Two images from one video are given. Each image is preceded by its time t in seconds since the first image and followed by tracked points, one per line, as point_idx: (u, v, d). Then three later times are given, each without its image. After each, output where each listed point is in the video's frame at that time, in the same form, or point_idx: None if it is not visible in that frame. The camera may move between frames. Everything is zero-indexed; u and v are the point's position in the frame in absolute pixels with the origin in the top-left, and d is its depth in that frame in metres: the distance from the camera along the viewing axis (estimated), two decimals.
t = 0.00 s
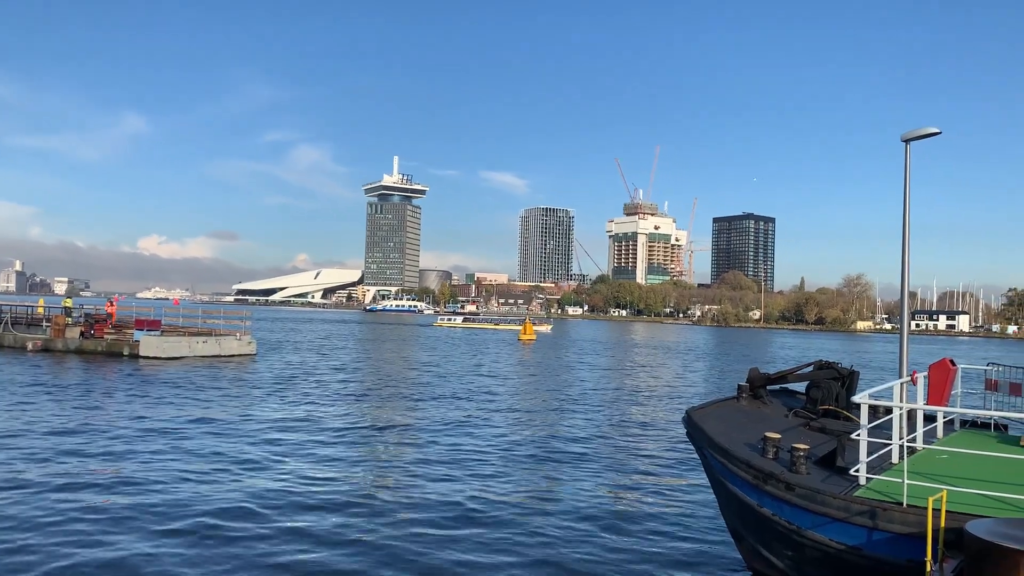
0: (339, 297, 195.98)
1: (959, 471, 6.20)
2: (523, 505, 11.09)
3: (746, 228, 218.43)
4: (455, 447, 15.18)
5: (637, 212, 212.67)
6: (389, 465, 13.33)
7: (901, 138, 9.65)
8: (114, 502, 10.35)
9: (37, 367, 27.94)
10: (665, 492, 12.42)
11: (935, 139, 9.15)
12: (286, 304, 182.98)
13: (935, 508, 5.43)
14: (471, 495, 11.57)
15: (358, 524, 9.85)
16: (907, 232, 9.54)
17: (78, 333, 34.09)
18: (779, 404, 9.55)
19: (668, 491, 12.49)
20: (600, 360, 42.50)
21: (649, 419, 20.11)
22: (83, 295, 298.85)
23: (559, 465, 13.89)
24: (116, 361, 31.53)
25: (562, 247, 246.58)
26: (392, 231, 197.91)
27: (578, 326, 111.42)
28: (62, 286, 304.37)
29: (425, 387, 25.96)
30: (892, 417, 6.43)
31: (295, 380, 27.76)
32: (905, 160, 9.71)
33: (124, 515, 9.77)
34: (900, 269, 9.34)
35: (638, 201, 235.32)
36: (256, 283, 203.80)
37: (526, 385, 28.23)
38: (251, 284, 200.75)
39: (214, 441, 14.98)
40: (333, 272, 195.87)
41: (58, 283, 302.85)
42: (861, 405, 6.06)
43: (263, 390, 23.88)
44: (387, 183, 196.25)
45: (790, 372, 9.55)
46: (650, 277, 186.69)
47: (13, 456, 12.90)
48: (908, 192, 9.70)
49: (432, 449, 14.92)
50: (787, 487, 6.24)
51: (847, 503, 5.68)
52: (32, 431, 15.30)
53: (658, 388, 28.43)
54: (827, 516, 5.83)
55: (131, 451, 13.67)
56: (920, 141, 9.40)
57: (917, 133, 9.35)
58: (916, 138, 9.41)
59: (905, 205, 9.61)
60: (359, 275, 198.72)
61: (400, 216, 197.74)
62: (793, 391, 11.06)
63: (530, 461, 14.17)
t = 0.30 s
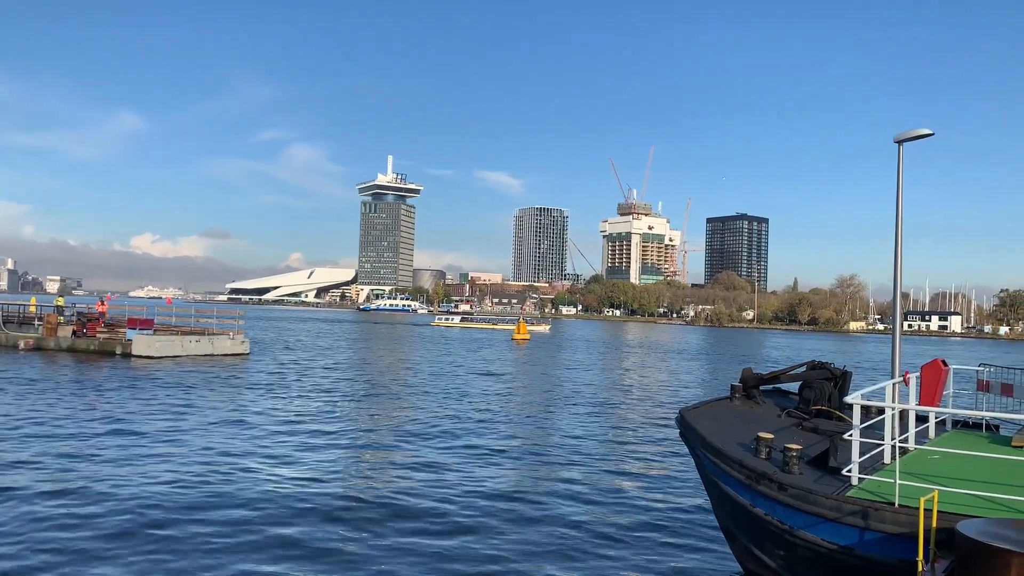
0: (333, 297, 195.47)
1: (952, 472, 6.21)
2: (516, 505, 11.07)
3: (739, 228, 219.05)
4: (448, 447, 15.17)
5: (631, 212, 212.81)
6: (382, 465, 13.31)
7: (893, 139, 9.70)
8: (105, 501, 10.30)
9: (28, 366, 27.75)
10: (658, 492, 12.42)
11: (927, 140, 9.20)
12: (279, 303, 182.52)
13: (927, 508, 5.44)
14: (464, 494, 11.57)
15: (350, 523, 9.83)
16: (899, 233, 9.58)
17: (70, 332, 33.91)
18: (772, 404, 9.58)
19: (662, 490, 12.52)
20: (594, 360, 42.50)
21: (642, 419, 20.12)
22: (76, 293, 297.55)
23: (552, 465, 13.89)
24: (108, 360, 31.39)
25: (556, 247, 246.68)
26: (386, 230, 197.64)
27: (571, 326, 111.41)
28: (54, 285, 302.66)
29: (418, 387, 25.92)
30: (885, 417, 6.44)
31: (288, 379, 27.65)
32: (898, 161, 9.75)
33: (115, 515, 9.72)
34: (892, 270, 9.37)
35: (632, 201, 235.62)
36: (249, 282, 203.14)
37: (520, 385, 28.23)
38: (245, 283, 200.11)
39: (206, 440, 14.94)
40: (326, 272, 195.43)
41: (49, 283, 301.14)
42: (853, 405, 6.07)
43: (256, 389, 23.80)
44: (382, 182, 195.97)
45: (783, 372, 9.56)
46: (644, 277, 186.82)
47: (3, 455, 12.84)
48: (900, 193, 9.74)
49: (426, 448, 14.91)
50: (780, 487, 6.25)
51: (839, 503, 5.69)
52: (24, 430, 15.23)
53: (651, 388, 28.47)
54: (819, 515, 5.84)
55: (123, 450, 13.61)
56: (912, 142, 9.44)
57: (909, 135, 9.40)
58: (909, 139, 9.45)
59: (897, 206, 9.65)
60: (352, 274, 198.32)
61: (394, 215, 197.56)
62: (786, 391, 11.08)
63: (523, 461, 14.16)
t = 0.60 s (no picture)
0: (327, 297, 195.02)
1: (945, 472, 6.24)
2: (510, 505, 11.07)
3: (734, 229, 219.52)
4: (443, 447, 15.16)
5: (626, 212, 212.93)
6: (376, 465, 13.29)
7: (887, 141, 9.73)
8: (97, 501, 10.25)
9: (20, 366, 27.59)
10: (652, 492, 12.41)
11: (921, 141, 9.23)
12: (273, 303, 182.01)
13: (920, 508, 5.45)
14: (459, 494, 11.57)
15: (344, 523, 9.80)
16: (893, 234, 9.60)
17: (63, 332, 33.74)
18: (766, 404, 9.59)
19: (656, 490, 12.53)
20: (589, 361, 42.54)
21: (636, 419, 20.13)
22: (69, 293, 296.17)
23: (547, 465, 13.89)
24: (101, 360, 31.23)
25: (551, 248, 246.77)
26: (381, 230, 197.42)
27: (565, 326, 111.38)
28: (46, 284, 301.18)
29: (412, 387, 25.88)
30: (879, 418, 6.45)
31: (282, 379, 27.55)
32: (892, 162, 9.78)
33: (108, 515, 9.68)
34: (886, 270, 9.39)
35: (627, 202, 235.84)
36: (243, 282, 202.47)
37: (515, 385, 28.22)
38: (239, 283, 199.43)
39: (199, 440, 14.89)
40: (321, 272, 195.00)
41: (43, 282, 299.87)
42: (847, 405, 6.07)
43: (250, 389, 23.72)
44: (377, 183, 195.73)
45: (776, 373, 9.58)
46: (639, 277, 186.88)
47: None
48: (894, 194, 9.77)
49: (421, 448, 14.89)
50: (773, 488, 6.26)
51: (833, 504, 5.69)
52: (16, 430, 15.15)
53: (646, 389, 28.49)
54: (813, 516, 5.84)
55: (116, 450, 13.56)
56: (906, 143, 9.47)
57: (903, 136, 9.42)
58: (902, 141, 9.47)
59: (891, 207, 9.67)
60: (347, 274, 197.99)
61: (389, 215, 197.38)
62: (780, 391, 11.10)
63: (518, 461, 14.16)
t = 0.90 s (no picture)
0: (323, 297, 194.72)
1: (940, 472, 6.24)
2: (507, 505, 11.07)
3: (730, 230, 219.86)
4: (440, 447, 15.15)
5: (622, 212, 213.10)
6: (372, 465, 13.29)
7: (883, 141, 9.76)
8: (93, 501, 10.23)
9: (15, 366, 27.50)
10: (648, 492, 12.40)
11: (917, 142, 9.26)
12: (270, 303, 181.74)
13: (916, 509, 5.45)
14: (455, 494, 11.57)
15: (340, 523, 9.79)
16: (889, 234, 9.63)
17: (59, 331, 33.64)
18: (762, 405, 9.60)
19: (652, 491, 12.55)
20: (585, 361, 42.57)
21: (632, 420, 20.15)
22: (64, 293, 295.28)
23: (544, 465, 13.90)
24: (96, 360, 31.13)
25: (548, 248, 246.89)
26: (378, 230, 197.31)
27: (562, 326, 111.38)
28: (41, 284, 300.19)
29: (409, 387, 25.87)
30: (874, 418, 6.45)
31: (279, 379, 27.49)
32: (888, 163, 9.80)
33: (103, 515, 9.66)
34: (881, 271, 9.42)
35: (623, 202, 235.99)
36: (240, 282, 202.11)
37: (511, 385, 28.23)
38: (235, 283, 199.08)
39: (195, 440, 14.86)
40: (317, 272, 194.72)
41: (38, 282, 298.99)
42: (842, 406, 6.07)
43: (246, 389, 23.68)
44: (374, 183, 195.54)
45: (772, 373, 9.59)
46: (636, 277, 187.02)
47: None
48: (890, 194, 9.80)
49: (417, 448, 14.88)
50: (769, 489, 6.26)
51: (828, 504, 5.70)
52: (12, 430, 15.10)
53: (642, 389, 28.53)
54: (809, 516, 5.84)
55: (111, 450, 13.51)
56: (903, 144, 9.49)
57: (900, 137, 9.45)
58: (898, 142, 9.50)
59: (887, 207, 9.70)
60: (344, 275, 197.78)
61: (386, 215, 197.27)
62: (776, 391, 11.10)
63: (514, 461, 14.16)
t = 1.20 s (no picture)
0: (322, 297, 194.44)
1: (938, 472, 6.25)
2: (506, 504, 11.11)
3: (729, 230, 220.15)
4: (438, 446, 15.18)
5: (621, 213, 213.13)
6: (372, 464, 13.30)
7: (881, 141, 9.77)
8: (92, 501, 10.21)
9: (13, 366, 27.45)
10: (646, 492, 12.41)
11: (914, 143, 9.28)
12: (268, 303, 181.54)
13: (913, 509, 5.46)
14: (454, 494, 11.59)
15: (340, 522, 9.81)
16: (887, 234, 9.63)
17: (57, 331, 33.58)
18: (760, 404, 9.59)
19: (650, 490, 12.57)
20: (584, 361, 42.65)
21: (630, 419, 20.18)
22: (62, 293, 295.13)
23: (542, 465, 13.93)
24: (95, 359, 31.09)
25: (547, 248, 246.94)
26: (376, 230, 197.23)
27: (561, 326, 111.35)
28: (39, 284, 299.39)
29: (407, 388, 25.86)
30: (872, 419, 6.45)
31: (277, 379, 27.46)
32: (886, 163, 9.82)
33: (103, 514, 9.66)
34: (880, 272, 9.41)
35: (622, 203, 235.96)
36: (238, 281, 201.72)
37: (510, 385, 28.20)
38: (233, 283, 198.86)
39: (194, 439, 14.86)
40: (316, 272, 194.57)
41: (37, 282, 298.67)
42: (841, 406, 6.06)
43: (244, 389, 23.65)
44: (373, 183, 195.36)
45: (770, 373, 9.59)
46: (634, 277, 186.93)
47: None
48: (888, 195, 9.80)
49: (415, 448, 14.88)
50: (767, 488, 6.26)
51: (827, 504, 5.69)
52: (10, 429, 15.07)
53: (640, 389, 28.55)
54: (808, 517, 5.84)
55: (110, 450, 13.50)
56: (900, 144, 9.51)
57: (897, 138, 9.46)
58: (896, 142, 9.51)
59: (885, 208, 9.70)
60: (342, 274, 197.67)
61: (384, 215, 197.26)
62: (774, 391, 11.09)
63: (513, 461, 14.18)
